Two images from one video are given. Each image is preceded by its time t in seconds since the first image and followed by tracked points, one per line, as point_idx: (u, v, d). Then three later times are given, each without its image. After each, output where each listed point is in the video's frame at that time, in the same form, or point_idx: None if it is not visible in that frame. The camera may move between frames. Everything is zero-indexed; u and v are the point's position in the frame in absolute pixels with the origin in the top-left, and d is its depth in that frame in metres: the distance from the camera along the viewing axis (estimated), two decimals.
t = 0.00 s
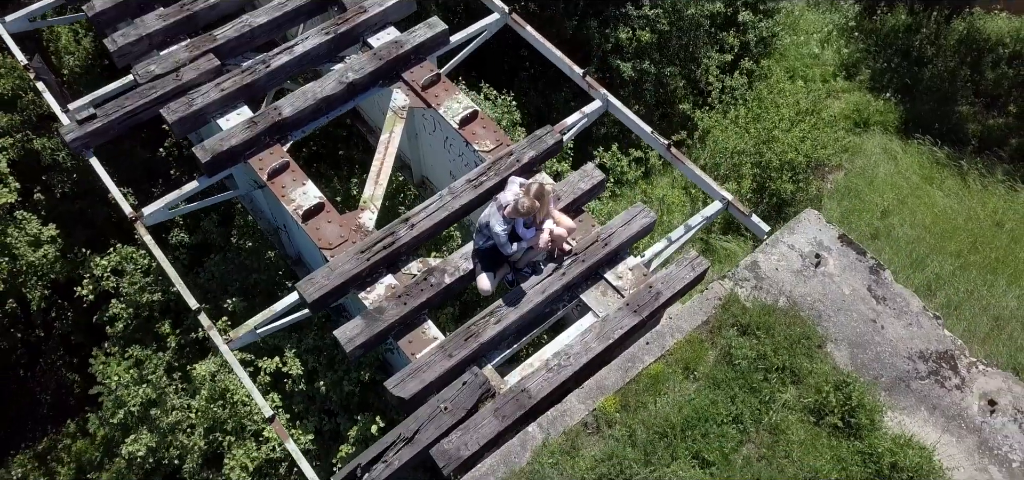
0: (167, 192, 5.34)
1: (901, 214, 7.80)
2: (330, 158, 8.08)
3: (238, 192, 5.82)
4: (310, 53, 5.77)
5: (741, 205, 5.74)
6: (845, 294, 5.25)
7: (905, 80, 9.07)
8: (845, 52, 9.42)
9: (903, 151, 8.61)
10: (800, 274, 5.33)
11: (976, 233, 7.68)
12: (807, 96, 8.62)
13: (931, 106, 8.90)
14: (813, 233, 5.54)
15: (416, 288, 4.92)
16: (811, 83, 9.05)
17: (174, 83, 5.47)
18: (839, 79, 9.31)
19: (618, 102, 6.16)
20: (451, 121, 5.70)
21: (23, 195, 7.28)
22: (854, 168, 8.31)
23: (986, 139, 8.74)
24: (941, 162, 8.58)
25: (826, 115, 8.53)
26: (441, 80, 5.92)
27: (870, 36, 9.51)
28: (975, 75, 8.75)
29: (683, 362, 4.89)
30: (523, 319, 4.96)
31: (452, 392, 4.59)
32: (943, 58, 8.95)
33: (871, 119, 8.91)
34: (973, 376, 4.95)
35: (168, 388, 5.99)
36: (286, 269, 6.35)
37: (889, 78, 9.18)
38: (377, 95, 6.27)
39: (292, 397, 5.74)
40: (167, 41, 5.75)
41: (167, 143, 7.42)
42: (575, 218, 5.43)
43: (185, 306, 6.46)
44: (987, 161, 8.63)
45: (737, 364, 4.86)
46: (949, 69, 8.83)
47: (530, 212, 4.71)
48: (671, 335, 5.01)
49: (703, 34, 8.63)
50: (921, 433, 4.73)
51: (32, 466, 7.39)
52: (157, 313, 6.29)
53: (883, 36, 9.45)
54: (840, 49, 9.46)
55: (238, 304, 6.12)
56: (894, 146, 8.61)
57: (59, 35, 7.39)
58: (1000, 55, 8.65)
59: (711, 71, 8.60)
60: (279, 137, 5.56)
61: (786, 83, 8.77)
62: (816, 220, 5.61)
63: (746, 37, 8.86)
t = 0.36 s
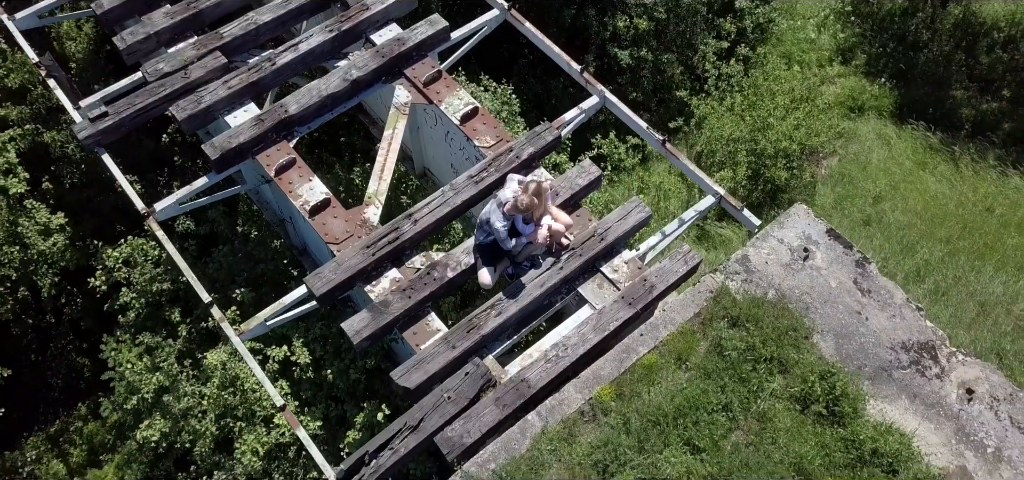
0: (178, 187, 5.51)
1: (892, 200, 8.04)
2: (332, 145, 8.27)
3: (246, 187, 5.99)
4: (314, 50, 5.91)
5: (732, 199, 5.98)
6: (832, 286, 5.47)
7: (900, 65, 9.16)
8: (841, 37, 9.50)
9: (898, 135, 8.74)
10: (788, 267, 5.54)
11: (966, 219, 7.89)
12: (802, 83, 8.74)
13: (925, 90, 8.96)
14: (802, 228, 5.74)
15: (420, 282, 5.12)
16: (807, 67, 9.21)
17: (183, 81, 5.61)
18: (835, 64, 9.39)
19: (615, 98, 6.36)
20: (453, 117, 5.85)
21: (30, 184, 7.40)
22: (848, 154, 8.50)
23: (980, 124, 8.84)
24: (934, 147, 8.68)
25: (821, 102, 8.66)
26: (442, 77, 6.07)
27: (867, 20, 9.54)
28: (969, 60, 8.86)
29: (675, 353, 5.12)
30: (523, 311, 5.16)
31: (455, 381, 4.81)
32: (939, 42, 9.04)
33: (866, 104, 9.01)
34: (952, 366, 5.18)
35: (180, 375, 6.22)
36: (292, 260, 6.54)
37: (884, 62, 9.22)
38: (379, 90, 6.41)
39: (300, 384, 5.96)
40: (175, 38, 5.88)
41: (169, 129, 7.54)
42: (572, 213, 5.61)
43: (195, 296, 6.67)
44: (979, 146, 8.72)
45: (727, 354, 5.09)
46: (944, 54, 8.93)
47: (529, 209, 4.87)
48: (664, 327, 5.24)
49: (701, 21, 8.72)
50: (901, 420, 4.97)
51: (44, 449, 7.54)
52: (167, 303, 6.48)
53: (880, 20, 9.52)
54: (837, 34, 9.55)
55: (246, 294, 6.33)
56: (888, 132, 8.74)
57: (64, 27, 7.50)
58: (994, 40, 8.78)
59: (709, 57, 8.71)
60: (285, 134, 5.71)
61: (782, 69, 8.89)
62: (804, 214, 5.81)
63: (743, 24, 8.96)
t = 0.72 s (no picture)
0: (187, 182, 5.70)
1: (884, 186, 8.22)
2: (334, 131, 8.50)
3: (252, 179, 6.17)
4: (317, 46, 6.06)
5: (724, 192, 6.12)
6: (817, 277, 5.70)
7: (895, 50, 9.32)
8: (836, 21, 9.72)
9: (890, 120, 8.93)
10: (776, 259, 5.77)
11: (956, 204, 8.06)
12: (797, 70, 8.89)
13: (918, 75, 9.14)
14: (790, 220, 5.95)
15: (422, 274, 5.32)
16: (803, 52, 9.43)
17: (190, 77, 5.77)
18: (830, 48, 9.61)
19: (610, 92, 6.52)
20: (453, 111, 6.02)
21: (39, 172, 7.55)
22: (841, 139, 8.71)
23: (972, 107, 8.97)
24: (927, 131, 8.89)
25: (815, 89, 8.82)
26: (442, 72, 6.22)
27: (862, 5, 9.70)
28: (963, 44, 8.84)
29: (666, 342, 5.37)
30: (521, 301, 5.37)
31: (456, 369, 5.04)
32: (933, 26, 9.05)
33: (861, 88, 9.23)
34: (931, 354, 5.43)
35: (190, 361, 6.45)
36: (297, 248, 6.76)
37: (879, 46, 9.44)
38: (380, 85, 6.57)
39: (307, 370, 6.20)
40: (181, 33, 6.02)
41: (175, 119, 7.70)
42: (568, 206, 5.81)
43: (203, 284, 6.88)
44: (972, 130, 8.89)
45: (716, 343, 5.34)
46: (937, 38, 8.96)
47: (526, 204, 5.05)
48: (655, 317, 5.50)
49: (697, 7, 8.84)
50: (882, 405, 5.22)
51: (56, 430, 7.76)
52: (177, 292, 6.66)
53: (875, 5, 9.65)
54: (832, 19, 9.75)
55: (253, 283, 6.53)
56: (881, 116, 8.94)
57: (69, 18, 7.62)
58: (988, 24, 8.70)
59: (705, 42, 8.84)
60: (291, 129, 5.88)
61: (776, 55, 9.04)
62: (793, 207, 6.01)
63: (739, 9, 9.12)
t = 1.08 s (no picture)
0: (196, 176, 5.89)
1: (875, 171, 8.39)
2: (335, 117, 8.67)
3: (258, 172, 6.34)
4: (320, 42, 6.20)
5: (715, 184, 6.32)
6: (805, 268, 5.92)
7: (889, 35, 9.49)
8: (832, 5, 9.96)
9: (884, 105, 9.10)
10: (765, 250, 5.99)
11: (945, 190, 8.26)
12: (792, 56, 9.05)
13: (913, 59, 9.26)
14: (779, 213, 6.16)
15: (425, 266, 5.53)
16: (798, 37, 9.77)
17: (197, 73, 5.91)
18: (826, 32, 9.85)
19: (606, 87, 6.68)
20: (453, 106, 6.18)
21: (46, 161, 7.70)
22: (834, 125, 8.88)
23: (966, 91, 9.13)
24: (920, 116, 9.06)
25: (810, 76, 8.99)
26: (443, 67, 6.37)
27: None
28: (958, 28, 8.85)
29: (658, 331, 5.61)
30: (519, 291, 5.59)
31: (457, 357, 5.27)
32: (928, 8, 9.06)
33: (856, 73, 9.41)
34: (912, 341, 5.67)
35: (199, 347, 6.68)
36: (302, 237, 6.95)
37: (874, 30, 9.58)
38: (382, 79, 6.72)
39: (313, 356, 6.42)
40: (187, 29, 6.16)
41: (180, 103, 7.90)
42: (565, 199, 6.00)
43: (211, 272, 7.08)
44: (965, 115, 9.01)
45: (706, 332, 5.58)
46: (932, 22, 9.00)
47: (525, 198, 5.23)
48: (648, 306, 5.73)
49: None
50: (864, 391, 5.47)
51: (67, 412, 8.00)
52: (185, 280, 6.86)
53: None
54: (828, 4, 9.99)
55: (260, 273, 6.74)
56: (875, 101, 9.10)
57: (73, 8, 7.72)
58: (983, 8, 8.71)
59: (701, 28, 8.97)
60: (295, 123, 6.04)
61: (771, 42, 9.19)
62: (782, 200, 6.22)
63: None
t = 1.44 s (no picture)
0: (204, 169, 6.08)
1: (867, 156, 8.56)
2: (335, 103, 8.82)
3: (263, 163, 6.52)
4: (323, 37, 6.35)
5: (707, 176, 6.52)
6: (791, 258, 6.15)
7: (883, 19, 9.66)
8: None
9: (877, 90, 9.26)
10: (753, 241, 6.21)
11: (935, 176, 8.45)
12: (786, 42, 9.18)
13: (907, 44, 9.42)
14: (767, 204, 6.38)
15: (426, 257, 5.75)
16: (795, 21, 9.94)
17: (203, 68, 6.07)
18: (821, 17, 10.00)
19: (601, 80, 6.85)
20: (452, 100, 6.35)
21: (54, 150, 7.86)
22: (827, 110, 9.03)
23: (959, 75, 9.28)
24: (912, 101, 9.22)
25: (804, 62, 9.14)
26: (442, 61, 6.53)
27: None
28: (951, 12, 8.99)
29: (650, 319, 5.85)
30: (517, 281, 5.81)
31: (458, 345, 5.51)
32: None
33: (850, 57, 9.58)
34: (893, 328, 5.91)
35: (208, 333, 6.91)
36: (306, 225, 7.14)
37: (869, 15, 9.74)
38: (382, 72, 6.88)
39: (318, 342, 6.66)
40: (193, 24, 6.31)
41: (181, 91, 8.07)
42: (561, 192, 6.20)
43: (217, 260, 7.30)
44: (957, 99, 9.20)
45: (696, 320, 5.82)
46: (926, 7, 9.15)
47: (522, 191, 5.42)
48: (640, 296, 5.96)
49: None
50: (846, 376, 5.73)
51: (78, 394, 8.22)
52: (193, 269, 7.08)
53: None
54: None
55: (266, 261, 6.95)
56: (868, 86, 9.26)
57: None
58: None
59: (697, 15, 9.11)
60: (299, 118, 6.20)
61: (767, 28, 9.33)
62: (770, 192, 6.44)
63: None
